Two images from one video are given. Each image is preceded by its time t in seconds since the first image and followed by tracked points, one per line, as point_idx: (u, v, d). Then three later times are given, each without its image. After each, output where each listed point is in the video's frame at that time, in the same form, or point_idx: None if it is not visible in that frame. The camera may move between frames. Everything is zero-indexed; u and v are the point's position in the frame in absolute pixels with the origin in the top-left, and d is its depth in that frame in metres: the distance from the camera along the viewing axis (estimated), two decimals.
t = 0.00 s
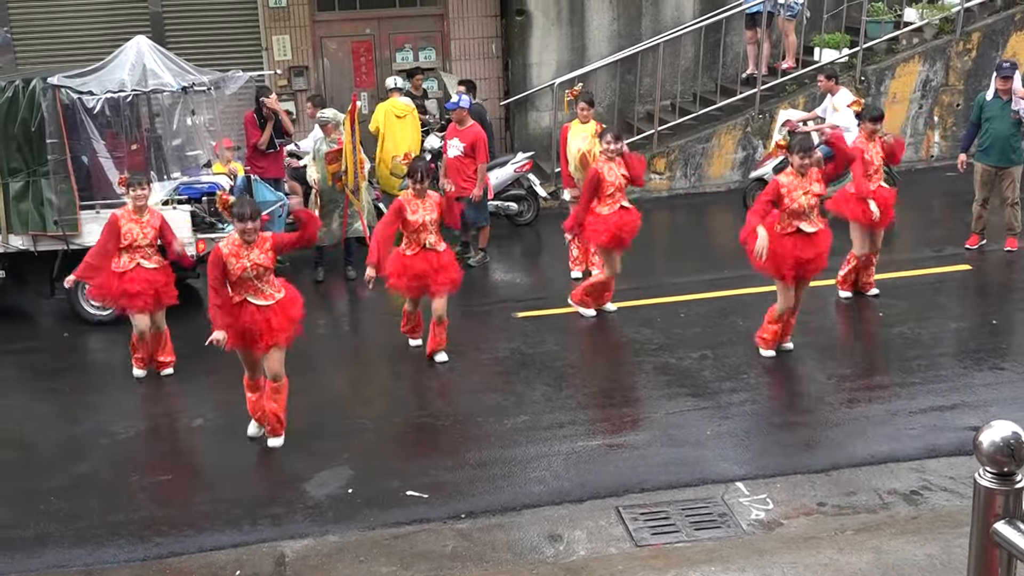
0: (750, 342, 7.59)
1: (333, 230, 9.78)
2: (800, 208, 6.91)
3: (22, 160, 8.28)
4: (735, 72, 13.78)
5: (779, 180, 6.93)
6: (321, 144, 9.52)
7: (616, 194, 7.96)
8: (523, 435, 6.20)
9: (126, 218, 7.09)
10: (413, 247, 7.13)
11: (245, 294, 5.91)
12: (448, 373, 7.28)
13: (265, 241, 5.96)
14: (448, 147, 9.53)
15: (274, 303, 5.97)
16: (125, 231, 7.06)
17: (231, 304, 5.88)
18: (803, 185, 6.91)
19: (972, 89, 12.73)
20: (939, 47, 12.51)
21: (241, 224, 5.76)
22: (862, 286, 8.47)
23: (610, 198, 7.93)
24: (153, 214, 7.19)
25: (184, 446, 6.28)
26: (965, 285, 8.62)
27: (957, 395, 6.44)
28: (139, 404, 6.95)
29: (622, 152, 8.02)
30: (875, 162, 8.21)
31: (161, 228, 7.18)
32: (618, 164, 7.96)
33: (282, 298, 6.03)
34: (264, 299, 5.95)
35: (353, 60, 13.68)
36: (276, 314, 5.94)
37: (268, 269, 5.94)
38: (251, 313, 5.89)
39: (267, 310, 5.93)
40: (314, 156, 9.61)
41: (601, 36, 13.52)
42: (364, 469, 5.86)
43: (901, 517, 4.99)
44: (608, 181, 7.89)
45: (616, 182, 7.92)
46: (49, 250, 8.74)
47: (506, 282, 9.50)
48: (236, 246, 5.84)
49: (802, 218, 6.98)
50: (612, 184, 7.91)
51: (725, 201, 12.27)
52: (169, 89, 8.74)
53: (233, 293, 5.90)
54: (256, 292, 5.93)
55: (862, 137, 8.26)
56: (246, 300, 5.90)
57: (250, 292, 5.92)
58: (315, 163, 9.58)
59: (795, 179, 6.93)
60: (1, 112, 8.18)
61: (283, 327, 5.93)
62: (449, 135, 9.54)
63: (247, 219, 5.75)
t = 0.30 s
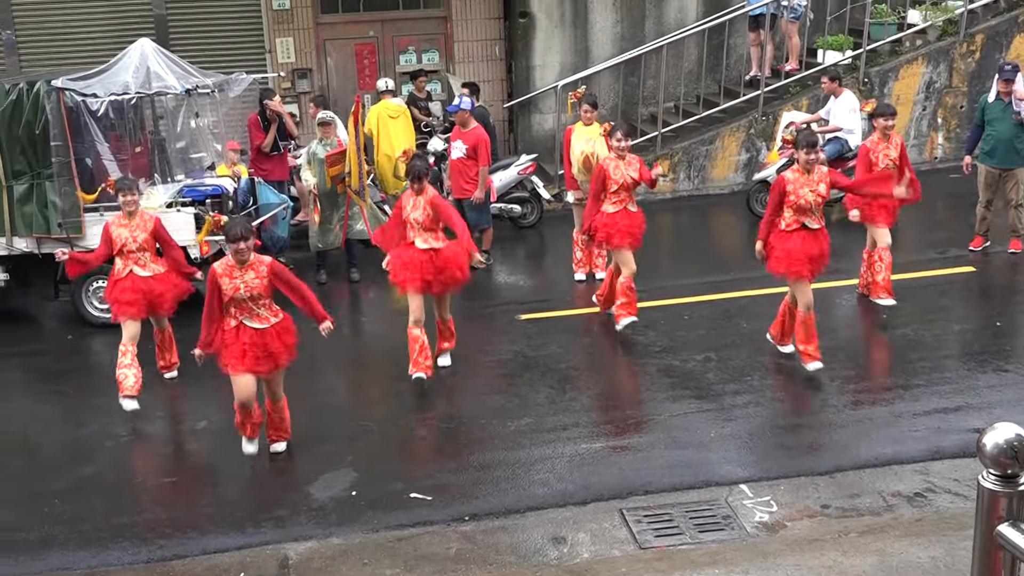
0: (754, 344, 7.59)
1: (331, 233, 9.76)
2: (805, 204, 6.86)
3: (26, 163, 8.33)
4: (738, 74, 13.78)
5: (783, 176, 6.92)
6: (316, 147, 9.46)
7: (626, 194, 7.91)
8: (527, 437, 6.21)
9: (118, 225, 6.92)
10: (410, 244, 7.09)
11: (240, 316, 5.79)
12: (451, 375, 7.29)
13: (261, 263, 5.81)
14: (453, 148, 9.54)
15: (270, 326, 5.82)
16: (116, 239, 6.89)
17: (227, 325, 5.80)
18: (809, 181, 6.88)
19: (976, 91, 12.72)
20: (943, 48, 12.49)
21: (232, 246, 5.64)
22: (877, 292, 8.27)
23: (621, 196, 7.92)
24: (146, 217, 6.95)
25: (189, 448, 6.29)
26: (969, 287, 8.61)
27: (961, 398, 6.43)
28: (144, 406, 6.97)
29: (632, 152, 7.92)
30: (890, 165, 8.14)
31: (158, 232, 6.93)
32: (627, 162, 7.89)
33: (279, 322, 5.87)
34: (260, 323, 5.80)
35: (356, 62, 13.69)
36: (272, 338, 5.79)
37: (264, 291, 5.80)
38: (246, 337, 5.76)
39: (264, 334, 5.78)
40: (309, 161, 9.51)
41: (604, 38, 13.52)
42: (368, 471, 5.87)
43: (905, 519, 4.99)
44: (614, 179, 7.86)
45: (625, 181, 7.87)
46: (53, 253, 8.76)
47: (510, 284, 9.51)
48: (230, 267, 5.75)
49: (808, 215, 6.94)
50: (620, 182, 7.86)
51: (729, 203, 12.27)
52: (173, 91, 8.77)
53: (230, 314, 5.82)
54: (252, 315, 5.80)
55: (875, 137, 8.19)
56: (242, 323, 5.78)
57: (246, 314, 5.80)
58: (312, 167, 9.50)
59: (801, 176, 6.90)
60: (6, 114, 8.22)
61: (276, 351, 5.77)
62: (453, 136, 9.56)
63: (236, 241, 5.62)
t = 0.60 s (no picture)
0: (756, 350, 7.59)
1: (327, 240, 9.72)
2: (820, 233, 6.43)
3: (29, 170, 8.34)
4: (740, 79, 13.80)
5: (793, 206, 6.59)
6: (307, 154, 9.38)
7: (633, 216, 7.50)
8: (529, 443, 6.21)
9: (113, 241, 6.64)
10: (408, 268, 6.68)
11: (230, 342, 5.54)
12: (453, 382, 7.29)
13: (251, 286, 5.57)
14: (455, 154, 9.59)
15: (262, 351, 5.58)
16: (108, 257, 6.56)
17: (213, 351, 5.53)
18: (820, 209, 6.50)
19: (977, 96, 12.72)
20: (945, 54, 12.49)
21: (221, 270, 5.40)
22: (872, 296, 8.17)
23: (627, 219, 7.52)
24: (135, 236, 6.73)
25: (192, 455, 6.29)
26: (971, 293, 8.60)
27: (963, 403, 6.42)
28: (146, 414, 6.97)
29: (639, 174, 7.56)
30: (897, 178, 7.79)
31: (145, 254, 6.73)
32: (632, 184, 7.54)
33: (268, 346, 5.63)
34: (251, 347, 5.56)
35: (358, 69, 13.73)
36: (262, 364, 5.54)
37: (255, 316, 5.55)
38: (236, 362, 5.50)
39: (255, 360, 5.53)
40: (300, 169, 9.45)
41: (606, 45, 13.54)
42: (370, 478, 5.86)
43: (907, 525, 4.99)
44: (617, 202, 7.51)
45: (626, 206, 7.49)
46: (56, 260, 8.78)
47: (512, 290, 9.51)
48: (220, 291, 5.51)
49: (826, 244, 6.47)
50: (618, 206, 7.52)
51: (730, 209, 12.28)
52: (176, 99, 8.75)
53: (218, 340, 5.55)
54: (242, 340, 5.54)
55: (881, 151, 7.83)
56: (232, 348, 5.53)
57: (236, 338, 5.54)
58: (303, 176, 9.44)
59: (809, 206, 6.55)
60: (7, 123, 8.22)
61: (267, 376, 5.53)
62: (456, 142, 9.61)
63: (227, 265, 5.38)
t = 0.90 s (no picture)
0: (755, 352, 7.59)
1: (323, 242, 9.70)
2: (832, 232, 6.37)
3: (28, 171, 8.36)
4: (739, 81, 13.82)
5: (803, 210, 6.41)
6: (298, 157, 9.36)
7: (633, 217, 7.49)
8: (528, 445, 6.21)
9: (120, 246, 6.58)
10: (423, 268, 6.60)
11: (227, 328, 5.44)
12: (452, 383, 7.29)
13: (241, 272, 5.56)
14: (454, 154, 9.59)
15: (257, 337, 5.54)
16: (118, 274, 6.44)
17: (212, 340, 5.39)
18: (829, 210, 6.41)
19: (977, 99, 12.73)
20: (944, 56, 12.51)
21: (214, 255, 5.31)
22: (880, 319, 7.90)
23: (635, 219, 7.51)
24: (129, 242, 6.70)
25: (191, 456, 6.29)
26: (970, 295, 8.61)
27: (962, 405, 6.43)
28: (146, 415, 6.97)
29: (643, 176, 7.52)
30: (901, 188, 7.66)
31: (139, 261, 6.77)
32: (636, 185, 7.48)
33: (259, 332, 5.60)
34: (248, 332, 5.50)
35: (358, 70, 13.74)
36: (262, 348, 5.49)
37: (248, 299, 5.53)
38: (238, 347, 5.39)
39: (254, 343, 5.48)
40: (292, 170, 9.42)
41: (605, 46, 13.55)
42: (369, 480, 5.86)
43: (906, 526, 4.99)
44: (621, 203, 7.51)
45: (627, 206, 7.48)
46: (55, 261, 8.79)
47: (511, 292, 9.51)
48: (214, 276, 5.41)
49: (837, 242, 6.42)
50: (619, 207, 7.52)
51: (729, 211, 12.29)
52: (175, 100, 8.75)
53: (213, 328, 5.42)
54: (239, 325, 5.48)
55: (884, 160, 7.67)
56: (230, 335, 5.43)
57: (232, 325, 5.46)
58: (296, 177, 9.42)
59: (818, 207, 6.43)
60: (8, 123, 8.25)
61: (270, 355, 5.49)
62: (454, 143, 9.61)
63: (224, 246, 5.30)
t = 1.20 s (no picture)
0: (755, 350, 7.58)
1: (322, 240, 9.69)
2: (842, 226, 6.23)
3: (29, 168, 8.37)
4: (740, 79, 13.81)
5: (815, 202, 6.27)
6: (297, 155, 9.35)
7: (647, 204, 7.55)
8: (528, 442, 6.21)
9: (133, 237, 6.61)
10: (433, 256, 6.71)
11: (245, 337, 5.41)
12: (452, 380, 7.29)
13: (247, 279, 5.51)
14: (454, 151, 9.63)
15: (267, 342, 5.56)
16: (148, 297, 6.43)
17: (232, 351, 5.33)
18: (842, 203, 6.29)
19: (978, 97, 12.72)
20: (945, 55, 12.50)
21: (234, 265, 5.29)
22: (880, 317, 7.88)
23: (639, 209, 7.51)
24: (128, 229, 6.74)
25: (191, 452, 6.29)
26: (970, 294, 8.61)
27: (963, 404, 6.42)
28: (146, 411, 6.97)
29: (643, 164, 7.62)
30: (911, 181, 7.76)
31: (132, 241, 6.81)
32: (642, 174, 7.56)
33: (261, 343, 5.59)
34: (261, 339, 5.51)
35: (358, 67, 13.73)
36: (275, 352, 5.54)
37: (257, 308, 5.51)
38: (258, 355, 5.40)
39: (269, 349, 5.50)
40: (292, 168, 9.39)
41: (606, 44, 13.54)
42: (369, 477, 5.86)
43: (906, 525, 4.99)
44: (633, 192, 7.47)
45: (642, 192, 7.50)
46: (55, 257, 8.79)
47: (511, 290, 9.51)
48: (233, 287, 5.33)
49: (842, 238, 6.27)
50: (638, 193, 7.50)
51: (730, 209, 12.28)
52: (176, 96, 8.77)
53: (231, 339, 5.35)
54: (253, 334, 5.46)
55: (901, 151, 7.62)
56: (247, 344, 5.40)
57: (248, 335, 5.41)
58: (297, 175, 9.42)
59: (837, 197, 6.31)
60: (8, 119, 8.25)
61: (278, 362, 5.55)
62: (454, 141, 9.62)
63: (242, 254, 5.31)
